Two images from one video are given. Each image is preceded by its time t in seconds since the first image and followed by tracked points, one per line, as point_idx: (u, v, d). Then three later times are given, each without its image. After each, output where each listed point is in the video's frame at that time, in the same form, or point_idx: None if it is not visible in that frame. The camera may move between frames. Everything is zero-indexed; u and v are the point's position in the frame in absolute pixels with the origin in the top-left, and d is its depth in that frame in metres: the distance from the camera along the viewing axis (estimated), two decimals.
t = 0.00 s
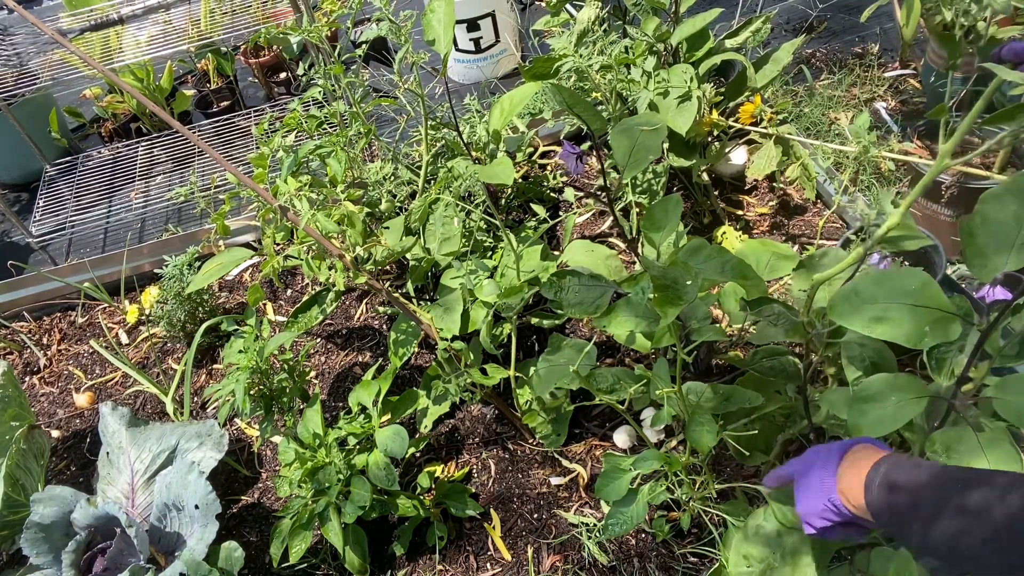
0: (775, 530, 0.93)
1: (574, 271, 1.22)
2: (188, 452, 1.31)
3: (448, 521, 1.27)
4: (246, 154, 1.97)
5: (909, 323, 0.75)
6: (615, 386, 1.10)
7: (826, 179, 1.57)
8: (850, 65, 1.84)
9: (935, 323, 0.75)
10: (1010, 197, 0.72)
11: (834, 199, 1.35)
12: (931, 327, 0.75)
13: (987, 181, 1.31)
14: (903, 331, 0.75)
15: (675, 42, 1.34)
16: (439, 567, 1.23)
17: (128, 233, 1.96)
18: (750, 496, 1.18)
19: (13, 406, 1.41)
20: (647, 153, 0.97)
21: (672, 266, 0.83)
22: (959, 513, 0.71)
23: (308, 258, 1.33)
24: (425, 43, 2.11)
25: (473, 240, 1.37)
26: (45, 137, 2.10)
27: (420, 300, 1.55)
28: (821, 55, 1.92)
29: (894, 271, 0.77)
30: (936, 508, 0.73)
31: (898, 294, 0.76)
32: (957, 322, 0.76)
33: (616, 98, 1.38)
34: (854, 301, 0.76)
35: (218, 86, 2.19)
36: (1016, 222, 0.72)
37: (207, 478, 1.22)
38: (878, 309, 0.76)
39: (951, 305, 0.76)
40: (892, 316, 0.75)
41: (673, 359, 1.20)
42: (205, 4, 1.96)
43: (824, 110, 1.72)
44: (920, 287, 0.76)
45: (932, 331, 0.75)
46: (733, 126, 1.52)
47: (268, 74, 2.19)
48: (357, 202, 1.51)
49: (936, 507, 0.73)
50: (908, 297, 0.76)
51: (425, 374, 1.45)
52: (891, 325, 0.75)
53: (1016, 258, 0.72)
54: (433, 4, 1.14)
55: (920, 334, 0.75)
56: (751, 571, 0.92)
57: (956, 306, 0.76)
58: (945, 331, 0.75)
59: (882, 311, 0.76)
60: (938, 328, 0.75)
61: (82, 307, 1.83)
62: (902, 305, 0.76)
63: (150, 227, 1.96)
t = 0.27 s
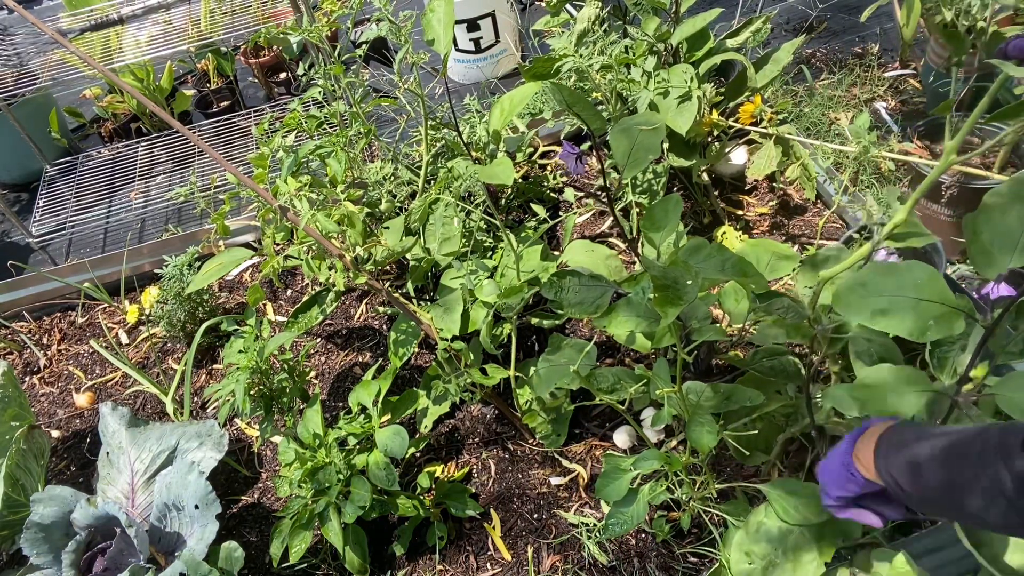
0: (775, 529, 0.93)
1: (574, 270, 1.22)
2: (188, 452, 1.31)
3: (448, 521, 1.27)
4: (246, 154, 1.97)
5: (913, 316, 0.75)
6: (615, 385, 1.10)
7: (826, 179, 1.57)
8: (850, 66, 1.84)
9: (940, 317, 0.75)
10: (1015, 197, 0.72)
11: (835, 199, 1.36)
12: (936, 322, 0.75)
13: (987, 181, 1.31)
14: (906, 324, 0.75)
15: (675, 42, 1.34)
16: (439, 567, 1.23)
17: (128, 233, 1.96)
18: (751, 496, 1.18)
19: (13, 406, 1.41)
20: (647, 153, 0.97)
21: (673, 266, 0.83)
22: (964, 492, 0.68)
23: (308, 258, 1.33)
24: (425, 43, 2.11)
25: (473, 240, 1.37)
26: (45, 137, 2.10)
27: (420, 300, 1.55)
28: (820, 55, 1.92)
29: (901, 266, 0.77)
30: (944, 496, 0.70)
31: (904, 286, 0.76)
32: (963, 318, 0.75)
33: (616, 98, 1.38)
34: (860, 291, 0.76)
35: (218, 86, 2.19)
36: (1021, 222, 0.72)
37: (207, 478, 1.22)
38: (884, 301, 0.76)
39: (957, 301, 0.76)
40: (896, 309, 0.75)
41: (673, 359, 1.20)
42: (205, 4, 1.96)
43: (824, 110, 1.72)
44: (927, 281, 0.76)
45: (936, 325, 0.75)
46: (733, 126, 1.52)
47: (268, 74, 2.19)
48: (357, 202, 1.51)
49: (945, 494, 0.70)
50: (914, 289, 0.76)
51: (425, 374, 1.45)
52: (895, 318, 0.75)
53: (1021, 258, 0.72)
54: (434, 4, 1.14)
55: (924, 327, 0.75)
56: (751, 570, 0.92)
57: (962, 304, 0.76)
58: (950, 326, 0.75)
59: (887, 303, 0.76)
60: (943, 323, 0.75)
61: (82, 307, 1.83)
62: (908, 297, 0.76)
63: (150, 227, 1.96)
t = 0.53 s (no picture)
0: (776, 528, 0.93)
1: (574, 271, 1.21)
2: (187, 452, 1.31)
3: (448, 521, 1.27)
4: (246, 154, 1.97)
5: (921, 328, 0.75)
6: (616, 385, 1.10)
7: (826, 179, 1.57)
8: (850, 66, 1.84)
9: (946, 326, 0.75)
10: (1016, 199, 0.72)
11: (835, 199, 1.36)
12: (943, 331, 0.75)
13: (987, 181, 1.31)
14: (915, 336, 0.75)
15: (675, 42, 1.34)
16: (439, 567, 1.23)
17: (128, 233, 1.95)
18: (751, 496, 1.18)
19: (13, 406, 1.41)
20: (649, 153, 0.97)
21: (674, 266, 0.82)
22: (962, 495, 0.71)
23: (308, 258, 1.33)
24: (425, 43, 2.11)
25: (472, 240, 1.37)
26: (45, 137, 2.10)
27: (420, 300, 1.55)
28: (821, 55, 1.92)
29: (901, 279, 0.77)
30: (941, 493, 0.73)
31: (907, 299, 0.76)
32: (968, 325, 0.76)
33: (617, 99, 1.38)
34: (862, 308, 0.76)
35: (217, 86, 2.19)
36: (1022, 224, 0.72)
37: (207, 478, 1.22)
38: (888, 315, 0.75)
39: (959, 309, 0.76)
40: (903, 321, 0.75)
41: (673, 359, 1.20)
42: (205, 4, 1.96)
43: (824, 110, 1.72)
44: (927, 291, 0.76)
45: (944, 334, 0.75)
46: (733, 126, 1.52)
47: (268, 74, 2.19)
48: (357, 202, 1.51)
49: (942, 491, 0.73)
50: (917, 301, 0.76)
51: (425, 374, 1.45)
52: (904, 330, 0.75)
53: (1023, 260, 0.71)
54: (434, 4, 1.14)
55: (932, 338, 0.75)
56: (751, 569, 0.92)
57: (965, 308, 0.76)
58: (957, 334, 0.75)
59: (894, 316, 0.75)
60: (950, 331, 0.75)
61: (82, 307, 1.83)
62: (912, 308, 0.75)
63: (150, 227, 1.96)
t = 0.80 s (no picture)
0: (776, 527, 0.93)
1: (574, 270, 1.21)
2: (187, 452, 1.31)
3: (448, 521, 1.27)
4: (246, 154, 1.97)
5: (920, 317, 0.75)
6: (616, 385, 1.10)
7: (826, 179, 1.57)
8: (850, 66, 1.84)
9: (946, 318, 0.75)
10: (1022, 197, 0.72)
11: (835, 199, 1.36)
12: (943, 322, 0.75)
13: (988, 181, 1.31)
14: (913, 324, 0.75)
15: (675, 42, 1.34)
16: (439, 567, 1.23)
17: (128, 233, 1.96)
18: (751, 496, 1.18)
19: (12, 406, 1.41)
20: (648, 152, 0.97)
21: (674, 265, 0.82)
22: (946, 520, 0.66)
23: (308, 258, 1.33)
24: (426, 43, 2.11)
25: (472, 240, 1.37)
26: (45, 137, 2.10)
27: (420, 300, 1.55)
28: (821, 55, 1.92)
29: (911, 265, 0.76)
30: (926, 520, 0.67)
31: (911, 287, 0.75)
32: (970, 318, 0.75)
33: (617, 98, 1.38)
34: (865, 295, 0.76)
35: (218, 86, 2.19)
36: None
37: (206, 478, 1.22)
38: (890, 304, 0.75)
39: (965, 301, 0.76)
40: (904, 309, 0.75)
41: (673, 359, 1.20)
42: (206, 4, 1.96)
43: (824, 110, 1.72)
44: (933, 282, 0.75)
45: (943, 326, 0.75)
46: (733, 126, 1.52)
47: (268, 74, 2.19)
48: (357, 202, 1.51)
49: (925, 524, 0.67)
50: (921, 292, 0.75)
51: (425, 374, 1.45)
52: (902, 319, 0.75)
53: None
54: (434, 4, 1.14)
55: (931, 329, 0.75)
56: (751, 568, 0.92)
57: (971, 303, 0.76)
58: (956, 327, 0.75)
59: (895, 304, 0.75)
60: (950, 323, 0.75)
61: (82, 307, 1.83)
62: (914, 299, 0.75)
63: (150, 227, 1.96)
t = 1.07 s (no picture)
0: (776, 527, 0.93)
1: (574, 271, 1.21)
2: (187, 452, 1.31)
3: (448, 521, 1.27)
4: (246, 154, 1.97)
5: (915, 318, 0.75)
6: (616, 385, 1.10)
7: (826, 179, 1.57)
8: (850, 66, 1.84)
9: (942, 319, 0.75)
10: (1017, 197, 0.72)
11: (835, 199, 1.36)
12: (939, 325, 0.75)
13: (987, 181, 1.31)
14: (908, 325, 0.75)
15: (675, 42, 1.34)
16: (439, 567, 1.23)
17: (128, 233, 1.95)
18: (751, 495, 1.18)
19: (13, 406, 1.41)
20: (648, 153, 0.97)
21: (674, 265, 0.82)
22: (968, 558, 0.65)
23: (308, 258, 1.33)
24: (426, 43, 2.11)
25: (472, 240, 1.37)
26: (45, 137, 2.10)
27: (420, 300, 1.55)
28: (820, 55, 1.92)
29: (902, 269, 0.77)
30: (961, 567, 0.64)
31: (904, 289, 0.76)
32: (966, 321, 0.75)
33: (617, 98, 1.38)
34: (859, 295, 0.77)
35: (218, 86, 2.19)
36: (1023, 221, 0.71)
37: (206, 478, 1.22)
38: (884, 304, 0.76)
39: (959, 305, 0.76)
40: (898, 311, 0.75)
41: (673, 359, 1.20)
42: (206, 4, 1.96)
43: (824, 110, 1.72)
44: (928, 282, 0.76)
45: (939, 327, 0.75)
46: (733, 126, 1.52)
47: (268, 74, 2.19)
48: (357, 202, 1.51)
49: (953, 565, 0.64)
50: (915, 292, 0.76)
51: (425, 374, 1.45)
52: (896, 319, 0.75)
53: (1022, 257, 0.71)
54: (434, 4, 1.14)
55: (926, 330, 0.74)
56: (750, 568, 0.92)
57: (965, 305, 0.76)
58: (952, 327, 0.75)
59: (888, 305, 0.76)
60: (946, 324, 0.75)
61: (82, 307, 1.83)
62: (909, 299, 0.75)
63: (150, 227, 1.96)
